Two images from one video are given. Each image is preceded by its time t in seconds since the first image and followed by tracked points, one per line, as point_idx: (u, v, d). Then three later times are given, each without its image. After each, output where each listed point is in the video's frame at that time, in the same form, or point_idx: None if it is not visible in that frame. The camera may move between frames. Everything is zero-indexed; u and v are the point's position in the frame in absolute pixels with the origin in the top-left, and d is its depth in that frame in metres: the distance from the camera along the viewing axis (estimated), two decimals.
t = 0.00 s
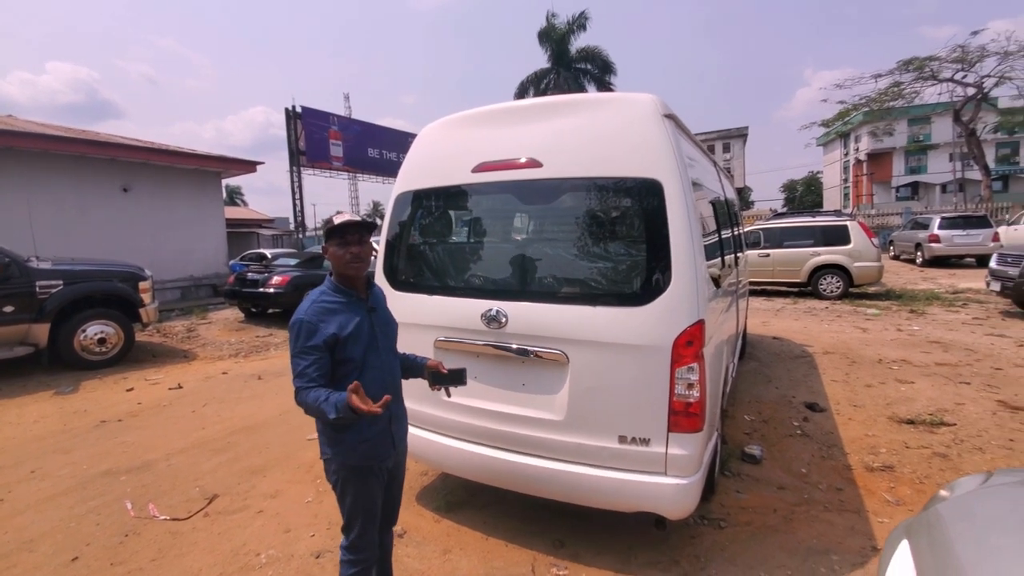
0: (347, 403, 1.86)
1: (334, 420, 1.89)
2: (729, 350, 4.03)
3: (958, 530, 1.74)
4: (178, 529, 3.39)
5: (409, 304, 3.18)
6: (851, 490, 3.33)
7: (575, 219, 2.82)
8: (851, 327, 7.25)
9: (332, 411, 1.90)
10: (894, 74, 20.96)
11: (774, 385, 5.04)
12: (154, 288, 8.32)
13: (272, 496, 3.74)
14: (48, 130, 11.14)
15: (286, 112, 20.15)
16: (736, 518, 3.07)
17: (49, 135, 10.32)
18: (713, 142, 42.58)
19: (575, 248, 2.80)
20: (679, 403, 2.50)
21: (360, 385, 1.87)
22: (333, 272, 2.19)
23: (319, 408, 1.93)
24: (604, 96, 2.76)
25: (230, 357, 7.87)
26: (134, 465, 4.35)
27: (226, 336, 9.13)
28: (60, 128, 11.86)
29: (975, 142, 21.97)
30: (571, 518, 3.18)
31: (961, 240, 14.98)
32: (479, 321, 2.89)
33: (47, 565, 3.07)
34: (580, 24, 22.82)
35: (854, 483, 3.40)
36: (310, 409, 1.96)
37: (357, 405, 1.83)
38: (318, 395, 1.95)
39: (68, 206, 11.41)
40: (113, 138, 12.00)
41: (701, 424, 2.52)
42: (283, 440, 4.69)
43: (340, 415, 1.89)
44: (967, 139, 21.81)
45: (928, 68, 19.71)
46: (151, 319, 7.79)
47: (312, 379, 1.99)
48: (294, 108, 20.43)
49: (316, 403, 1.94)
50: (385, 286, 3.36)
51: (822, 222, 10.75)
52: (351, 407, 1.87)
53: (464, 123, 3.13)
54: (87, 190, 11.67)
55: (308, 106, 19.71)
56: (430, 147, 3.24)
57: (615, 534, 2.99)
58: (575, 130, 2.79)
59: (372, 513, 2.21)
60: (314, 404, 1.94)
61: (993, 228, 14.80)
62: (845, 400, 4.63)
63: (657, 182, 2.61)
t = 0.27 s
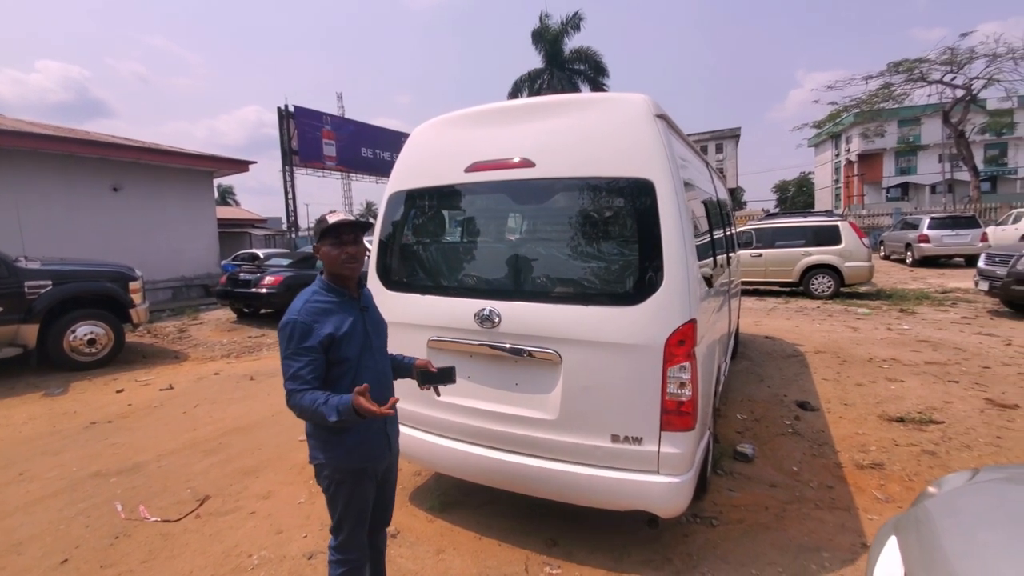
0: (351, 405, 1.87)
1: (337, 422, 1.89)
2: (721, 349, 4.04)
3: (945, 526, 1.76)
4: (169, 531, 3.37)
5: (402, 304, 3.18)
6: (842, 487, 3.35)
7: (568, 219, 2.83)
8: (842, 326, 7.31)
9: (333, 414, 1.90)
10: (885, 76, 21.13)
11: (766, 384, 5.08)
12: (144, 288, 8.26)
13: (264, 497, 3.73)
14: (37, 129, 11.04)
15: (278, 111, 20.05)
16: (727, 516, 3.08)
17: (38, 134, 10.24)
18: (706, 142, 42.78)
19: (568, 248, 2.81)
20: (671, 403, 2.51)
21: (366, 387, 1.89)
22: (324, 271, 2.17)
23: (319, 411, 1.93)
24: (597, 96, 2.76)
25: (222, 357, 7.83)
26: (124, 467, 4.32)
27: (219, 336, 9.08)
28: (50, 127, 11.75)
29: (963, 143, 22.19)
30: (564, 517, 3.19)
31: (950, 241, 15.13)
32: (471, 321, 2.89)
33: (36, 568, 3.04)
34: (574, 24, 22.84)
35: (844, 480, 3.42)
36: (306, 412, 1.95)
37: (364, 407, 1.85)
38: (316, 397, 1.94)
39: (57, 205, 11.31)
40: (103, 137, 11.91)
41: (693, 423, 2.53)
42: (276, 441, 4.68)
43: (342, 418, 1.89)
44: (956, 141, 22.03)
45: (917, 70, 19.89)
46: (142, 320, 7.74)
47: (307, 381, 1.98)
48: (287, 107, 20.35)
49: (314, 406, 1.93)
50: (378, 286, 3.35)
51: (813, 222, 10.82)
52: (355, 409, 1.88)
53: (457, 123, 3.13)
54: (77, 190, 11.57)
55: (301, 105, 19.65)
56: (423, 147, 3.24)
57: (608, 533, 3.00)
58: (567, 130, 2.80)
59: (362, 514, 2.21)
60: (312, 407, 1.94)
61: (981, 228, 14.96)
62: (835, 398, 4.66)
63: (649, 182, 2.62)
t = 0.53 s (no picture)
0: (359, 395, 1.89)
1: (345, 414, 1.90)
2: (716, 349, 4.05)
3: (937, 524, 1.77)
4: (162, 532, 3.35)
5: (398, 304, 3.17)
6: (835, 486, 3.37)
7: (564, 219, 2.83)
8: (836, 327, 7.35)
9: (340, 406, 1.91)
10: (879, 78, 21.25)
11: (760, 383, 5.09)
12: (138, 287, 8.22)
13: (258, 497, 3.71)
14: (30, 127, 10.96)
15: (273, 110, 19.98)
16: (722, 515, 3.09)
17: (30, 132, 10.17)
18: (701, 143, 42.90)
19: (563, 248, 2.81)
20: (666, 402, 2.52)
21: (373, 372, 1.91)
22: (316, 270, 2.16)
23: (325, 404, 1.92)
24: (592, 96, 2.77)
25: (216, 357, 7.79)
26: (116, 467, 4.29)
27: (213, 336, 9.04)
28: (42, 125, 11.68)
29: (956, 145, 22.33)
30: (559, 516, 3.20)
31: (942, 242, 15.21)
32: (467, 321, 2.89)
33: (26, 569, 3.02)
34: (570, 25, 22.86)
35: (838, 480, 3.44)
36: (309, 409, 1.94)
37: (375, 393, 1.85)
38: (318, 394, 1.94)
39: (49, 204, 11.23)
40: (96, 136, 11.84)
41: (688, 423, 2.54)
42: (270, 441, 4.66)
43: (350, 409, 1.90)
44: (949, 143, 22.17)
45: (911, 72, 20.01)
46: (135, 319, 7.70)
47: (306, 381, 1.97)
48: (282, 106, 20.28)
49: (320, 401, 1.93)
50: (373, 286, 3.35)
51: (808, 223, 10.87)
52: (362, 398, 1.89)
53: (453, 122, 3.13)
54: (70, 188, 11.50)
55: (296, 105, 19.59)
56: (418, 147, 3.24)
57: (603, 532, 3.01)
58: (562, 130, 2.80)
59: (356, 515, 2.21)
60: (317, 403, 1.93)
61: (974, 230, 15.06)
62: (829, 398, 4.69)
63: (644, 182, 2.63)
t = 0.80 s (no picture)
0: (360, 365, 1.90)
1: (350, 390, 1.90)
2: (714, 349, 4.05)
3: (934, 523, 1.78)
4: (159, 532, 3.35)
5: (397, 304, 3.18)
6: (833, 486, 3.37)
7: (563, 218, 2.83)
8: (834, 326, 7.36)
9: (344, 382, 1.90)
10: (877, 78, 21.27)
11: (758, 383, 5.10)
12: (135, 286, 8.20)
13: (256, 497, 3.71)
14: (27, 126, 10.94)
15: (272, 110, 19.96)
16: (720, 515, 3.10)
17: (28, 131, 10.15)
18: (700, 143, 42.94)
19: (562, 247, 2.81)
20: (665, 402, 2.52)
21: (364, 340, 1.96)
22: (314, 267, 2.16)
23: (329, 388, 1.91)
24: (591, 96, 2.77)
25: (214, 357, 7.78)
26: (114, 467, 4.29)
27: (211, 335, 9.03)
28: (40, 124, 11.65)
29: (953, 146, 22.37)
30: (557, 516, 3.20)
31: (940, 242, 15.24)
32: (466, 321, 2.89)
33: (23, 570, 3.01)
34: (569, 24, 22.85)
35: (835, 479, 3.45)
36: (312, 401, 1.93)
37: (377, 354, 1.87)
38: (321, 383, 1.93)
39: (47, 203, 11.22)
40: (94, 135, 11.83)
41: (686, 422, 2.55)
42: (268, 441, 4.65)
43: (354, 383, 1.90)
44: (947, 143, 22.22)
45: (908, 73, 20.04)
46: (133, 319, 7.69)
47: (306, 377, 1.96)
48: (281, 106, 20.26)
49: (323, 388, 1.92)
50: (372, 286, 3.35)
51: (806, 223, 10.88)
52: (364, 366, 1.90)
53: (451, 122, 3.13)
54: (67, 188, 11.48)
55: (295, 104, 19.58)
56: (417, 147, 3.24)
57: (601, 532, 3.01)
58: (561, 130, 2.80)
59: (353, 514, 2.21)
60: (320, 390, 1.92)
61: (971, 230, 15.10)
62: (828, 398, 4.69)
63: (642, 182, 2.63)
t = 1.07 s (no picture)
0: (370, 397, 1.91)
1: (355, 415, 1.92)
2: (715, 349, 4.06)
3: (935, 524, 1.78)
4: (160, 532, 3.35)
5: (398, 304, 3.18)
6: (834, 487, 3.37)
7: (564, 219, 2.83)
8: (835, 327, 7.36)
9: (349, 408, 1.93)
10: (877, 79, 21.27)
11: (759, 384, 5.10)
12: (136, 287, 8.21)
13: (257, 497, 3.71)
14: (28, 127, 10.96)
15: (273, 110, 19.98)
16: (721, 515, 3.10)
17: (29, 132, 10.17)
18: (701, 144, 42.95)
19: (563, 248, 2.81)
20: (666, 402, 2.52)
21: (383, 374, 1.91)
22: (313, 267, 2.17)
23: (332, 407, 1.93)
24: (592, 97, 2.77)
25: (215, 357, 7.78)
26: (115, 467, 4.29)
27: (212, 336, 9.04)
28: (41, 125, 11.67)
29: (954, 146, 22.37)
30: (558, 517, 3.20)
31: (940, 242, 15.23)
32: (467, 321, 2.89)
33: (23, 571, 3.02)
34: (569, 25, 22.86)
35: (836, 480, 3.45)
36: (313, 412, 1.94)
37: (388, 395, 1.88)
38: (324, 397, 1.94)
39: (48, 204, 11.24)
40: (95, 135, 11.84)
41: (687, 423, 2.55)
42: (269, 442, 4.66)
43: (359, 411, 1.92)
44: (947, 144, 22.22)
45: (909, 73, 20.04)
46: (134, 319, 7.70)
47: (309, 385, 1.97)
48: (281, 107, 20.28)
49: (325, 404, 1.93)
50: (373, 286, 3.35)
51: (807, 223, 10.88)
52: (373, 399, 1.91)
53: (452, 123, 3.13)
54: (68, 188, 11.50)
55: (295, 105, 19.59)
56: (418, 147, 3.24)
57: (602, 533, 3.01)
58: (562, 131, 2.80)
59: (353, 516, 2.21)
60: (322, 405, 1.93)
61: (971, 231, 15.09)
62: (828, 398, 4.69)
63: (643, 182, 2.63)
